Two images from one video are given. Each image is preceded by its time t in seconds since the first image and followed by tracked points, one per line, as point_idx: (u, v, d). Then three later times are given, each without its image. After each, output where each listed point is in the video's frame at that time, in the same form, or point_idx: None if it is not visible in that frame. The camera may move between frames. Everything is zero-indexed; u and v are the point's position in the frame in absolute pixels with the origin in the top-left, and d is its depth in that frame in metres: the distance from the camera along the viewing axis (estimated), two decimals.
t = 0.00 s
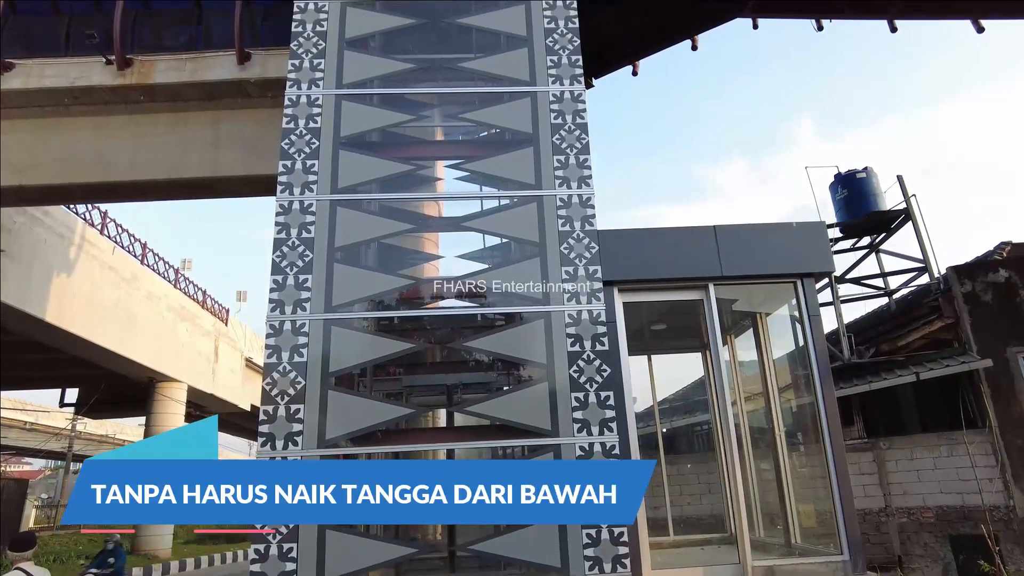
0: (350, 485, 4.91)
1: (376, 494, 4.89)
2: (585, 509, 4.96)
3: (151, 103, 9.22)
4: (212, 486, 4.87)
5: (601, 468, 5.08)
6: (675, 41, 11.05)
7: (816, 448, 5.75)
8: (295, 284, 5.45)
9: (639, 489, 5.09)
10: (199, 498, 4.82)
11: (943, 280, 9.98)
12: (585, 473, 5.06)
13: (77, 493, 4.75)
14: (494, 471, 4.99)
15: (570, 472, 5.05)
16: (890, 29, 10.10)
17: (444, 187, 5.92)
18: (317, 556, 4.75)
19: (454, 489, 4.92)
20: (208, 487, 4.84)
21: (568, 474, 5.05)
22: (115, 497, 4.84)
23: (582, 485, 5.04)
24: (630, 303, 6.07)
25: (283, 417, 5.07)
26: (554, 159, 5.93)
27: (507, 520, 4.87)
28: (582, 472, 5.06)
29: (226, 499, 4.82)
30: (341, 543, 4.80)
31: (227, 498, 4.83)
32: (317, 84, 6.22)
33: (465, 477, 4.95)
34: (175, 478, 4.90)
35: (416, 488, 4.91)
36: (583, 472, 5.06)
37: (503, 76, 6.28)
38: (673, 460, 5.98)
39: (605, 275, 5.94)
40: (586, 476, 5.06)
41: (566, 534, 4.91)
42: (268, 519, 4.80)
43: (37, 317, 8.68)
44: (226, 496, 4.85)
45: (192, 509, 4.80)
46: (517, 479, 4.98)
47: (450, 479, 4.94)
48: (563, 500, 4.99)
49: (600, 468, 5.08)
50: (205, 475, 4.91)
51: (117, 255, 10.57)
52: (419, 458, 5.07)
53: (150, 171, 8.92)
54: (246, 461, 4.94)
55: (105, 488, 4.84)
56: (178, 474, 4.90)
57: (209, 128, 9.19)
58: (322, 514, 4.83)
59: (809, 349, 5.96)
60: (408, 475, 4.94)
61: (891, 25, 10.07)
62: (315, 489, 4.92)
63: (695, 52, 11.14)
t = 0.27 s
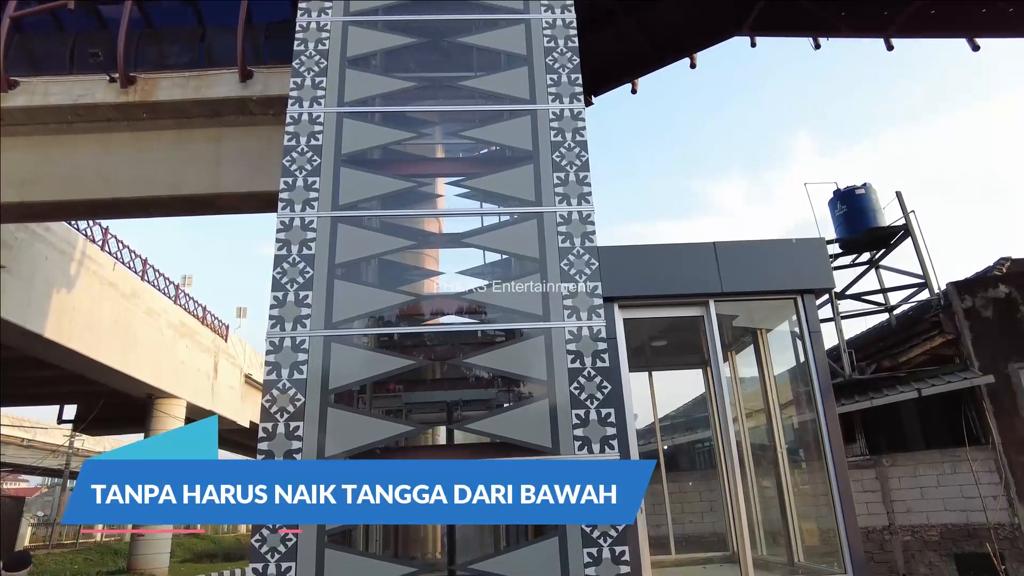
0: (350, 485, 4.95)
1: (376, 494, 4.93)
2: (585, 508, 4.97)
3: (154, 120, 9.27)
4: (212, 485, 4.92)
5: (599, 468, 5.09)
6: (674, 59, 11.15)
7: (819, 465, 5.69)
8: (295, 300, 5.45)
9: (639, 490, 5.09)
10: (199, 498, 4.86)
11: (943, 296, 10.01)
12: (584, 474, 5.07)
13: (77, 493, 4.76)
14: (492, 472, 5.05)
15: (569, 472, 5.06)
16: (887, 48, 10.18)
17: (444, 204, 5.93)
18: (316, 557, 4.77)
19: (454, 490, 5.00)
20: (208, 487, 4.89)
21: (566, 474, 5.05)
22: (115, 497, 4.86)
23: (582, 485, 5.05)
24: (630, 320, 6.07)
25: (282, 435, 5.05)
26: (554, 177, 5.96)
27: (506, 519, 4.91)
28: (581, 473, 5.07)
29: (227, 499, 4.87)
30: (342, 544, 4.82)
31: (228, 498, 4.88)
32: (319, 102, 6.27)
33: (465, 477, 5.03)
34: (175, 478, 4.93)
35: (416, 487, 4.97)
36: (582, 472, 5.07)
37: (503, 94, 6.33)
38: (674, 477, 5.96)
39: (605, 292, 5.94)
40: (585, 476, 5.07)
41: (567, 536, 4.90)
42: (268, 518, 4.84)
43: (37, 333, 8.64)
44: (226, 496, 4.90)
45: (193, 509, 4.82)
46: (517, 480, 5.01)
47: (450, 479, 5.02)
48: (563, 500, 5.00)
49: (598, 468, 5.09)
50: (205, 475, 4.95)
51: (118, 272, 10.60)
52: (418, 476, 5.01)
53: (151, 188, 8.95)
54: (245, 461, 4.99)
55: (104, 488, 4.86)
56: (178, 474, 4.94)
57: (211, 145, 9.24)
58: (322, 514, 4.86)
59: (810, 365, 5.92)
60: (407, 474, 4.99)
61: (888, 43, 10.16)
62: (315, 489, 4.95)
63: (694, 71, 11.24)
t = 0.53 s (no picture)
0: (350, 485, 4.97)
1: (376, 494, 4.95)
2: (586, 508, 4.95)
3: (156, 138, 9.32)
4: (212, 485, 4.76)
5: (599, 467, 5.09)
6: (672, 78, 11.25)
7: (821, 483, 5.67)
8: (295, 317, 5.45)
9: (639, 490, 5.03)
10: (199, 498, 4.71)
11: (943, 311, 9.99)
12: (585, 473, 5.08)
13: (76, 493, 4.64)
14: (492, 472, 5.06)
15: (569, 471, 5.07)
16: (883, 67, 10.27)
17: (444, 221, 5.94)
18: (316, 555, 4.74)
19: (454, 490, 4.96)
20: (208, 487, 4.73)
21: (567, 472, 5.07)
22: (115, 497, 4.74)
23: (581, 485, 5.06)
24: (630, 336, 6.07)
25: (281, 452, 5.02)
26: (554, 194, 5.98)
27: (509, 519, 4.84)
28: (581, 472, 5.08)
29: (226, 499, 4.71)
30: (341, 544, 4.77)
31: (227, 498, 4.72)
32: (320, 120, 6.32)
33: (465, 477, 5.00)
34: (178, 477, 4.80)
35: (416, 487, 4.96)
36: (583, 471, 5.08)
37: (503, 112, 6.38)
38: (676, 494, 5.84)
39: (605, 308, 5.94)
40: (584, 476, 5.08)
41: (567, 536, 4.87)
42: (267, 518, 4.76)
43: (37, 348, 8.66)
44: (226, 497, 4.74)
45: (193, 509, 4.67)
46: (517, 480, 5.04)
47: (451, 479, 4.99)
48: (562, 500, 5.00)
49: (597, 468, 5.09)
50: (206, 475, 4.80)
51: (118, 288, 10.61)
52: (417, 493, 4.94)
53: (153, 204, 8.99)
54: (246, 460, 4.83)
55: (104, 488, 4.73)
56: (179, 474, 4.80)
57: (212, 162, 9.29)
58: (321, 513, 4.81)
59: (810, 382, 5.92)
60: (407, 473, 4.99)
61: (884, 61, 10.26)
62: (315, 489, 4.94)
63: (691, 89, 11.37)
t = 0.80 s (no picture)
0: (350, 485, 4.96)
1: (376, 494, 4.95)
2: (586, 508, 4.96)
3: (158, 154, 9.38)
4: (212, 486, 4.83)
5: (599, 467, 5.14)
6: (671, 96, 11.35)
7: (823, 500, 5.63)
8: (295, 333, 5.45)
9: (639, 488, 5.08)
10: (199, 498, 4.78)
11: (943, 327, 10.08)
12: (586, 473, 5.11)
13: (76, 493, 4.71)
14: (492, 472, 5.09)
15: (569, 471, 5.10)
16: (880, 85, 10.35)
17: (444, 238, 5.96)
18: (315, 554, 4.72)
19: (454, 490, 5.01)
20: (208, 487, 4.80)
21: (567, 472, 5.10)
22: (115, 497, 4.81)
23: (582, 485, 5.07)
24: (630, 353, 6.06)
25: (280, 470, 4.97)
26: (554, 211, 6.01)
27: (508, 520, 4.86)
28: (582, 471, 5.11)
29: (226, 499, 4.78)
30: (340, 543, 4.76)
31: (227, 498, 4.79)
32: (322, 138, 6.36)
33: (464, 477, 5.06)
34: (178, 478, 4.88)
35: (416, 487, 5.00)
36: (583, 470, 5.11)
37: (503, 130, 6.43)
38: (678, 513, 5.80)
39: (606, 324, 5.93)
40: (585, 476, 5.10)
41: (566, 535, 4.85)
42: (267, 519, 4.77)
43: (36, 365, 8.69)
44: (226, 496, 4.81)
45: (192, 509, 4.74)
46: (517, 480, 5.06)
47: (451, 479, 5.04)
48: (563, 500, 5.00)
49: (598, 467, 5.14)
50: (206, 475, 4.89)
51: (119, 305, 10.47)
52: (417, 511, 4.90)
53: (154, 221, 9.02)
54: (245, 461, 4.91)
55: (105, 488, 4.80)
56: (178, 474, 4.88)
57: (213, 179, 9.33)
58: (321, 513, 4.83)
59: (812, 399, 5.89)
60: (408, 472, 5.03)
61: (880, 79, 10.35)
62: (315, 489, 4.94)
63: (689, 106, 11.48)
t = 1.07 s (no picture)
0: (350, 485, 5.00)
1: (376, 494, 4.97)
2: (586, 508, 4.97)
3: (160, 172, 9.44)
4: (211, 486, 4.95)
5: (600, 467, 5.15)
6: (670, 114, 11.44)
7: (826, 518, 5.59)
8: (295, 350, 5.43)
9: (639, 488, 5.08)
10: (199, 498, 4.90)
11: (944, 344, 10.06)
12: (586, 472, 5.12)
13: (77, 493, 4.82)
14: (493, 472, 5.08)
15: (569, 471, 5.10)
16: (878, 102, 10.43)
17: (444, 254, 5.97)
18: (315, 552, 4.73)
19: (454, 490, 5.05)
20: (208, 487, 4.92)
21: (567, 471, 5.10)
22: (115, 497, 4.91)
23: (582, 485, 5.09)
24: (630, 370, 6.04)
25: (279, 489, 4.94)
26: (554, 227, 6.03)
27: (507, 518, 4.91)
28: (582, 470, 5.12)
29: (227, 498, 4.89)
30: (340, 550, 4.76)
31: (227, 498, 4.90)
32: (323, 155, 6.39)
33: (464, 477, 5.08)
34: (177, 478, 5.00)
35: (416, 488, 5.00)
36: (583, 469, 5.12)
37: (503, 148, 6.47)
38: (680, 531, 5.70)
39: (606, 341, 5.91)
40: (585, 476, 5.11)
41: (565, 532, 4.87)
42: (267, 518, 4.81)
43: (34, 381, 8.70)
44: (226, 496, 4.91)
45: (192, 508, 4.86)
46: (517, 480, 5.06)
47: (450, 479, 5.08)
48: (562, 499, 5.02)
49: (600, 467, 5.15)
50: (205, 476, 5.00)
51: (117, 321, 10.46)
52: (417, 529, 4.87)
53: (155, 238, 9.03)
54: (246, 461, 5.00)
55: (105, 488, 4.91)
56: (178, 474, 5.01)
57: (215, 196, 9.36)
58: (322, 513, 4.85)
59: (814, 417, 5.87)
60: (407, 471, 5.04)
61: (878, 97, 10.43)
62: (315, 489, 4.98)
63: (689, 124, 11.55)
